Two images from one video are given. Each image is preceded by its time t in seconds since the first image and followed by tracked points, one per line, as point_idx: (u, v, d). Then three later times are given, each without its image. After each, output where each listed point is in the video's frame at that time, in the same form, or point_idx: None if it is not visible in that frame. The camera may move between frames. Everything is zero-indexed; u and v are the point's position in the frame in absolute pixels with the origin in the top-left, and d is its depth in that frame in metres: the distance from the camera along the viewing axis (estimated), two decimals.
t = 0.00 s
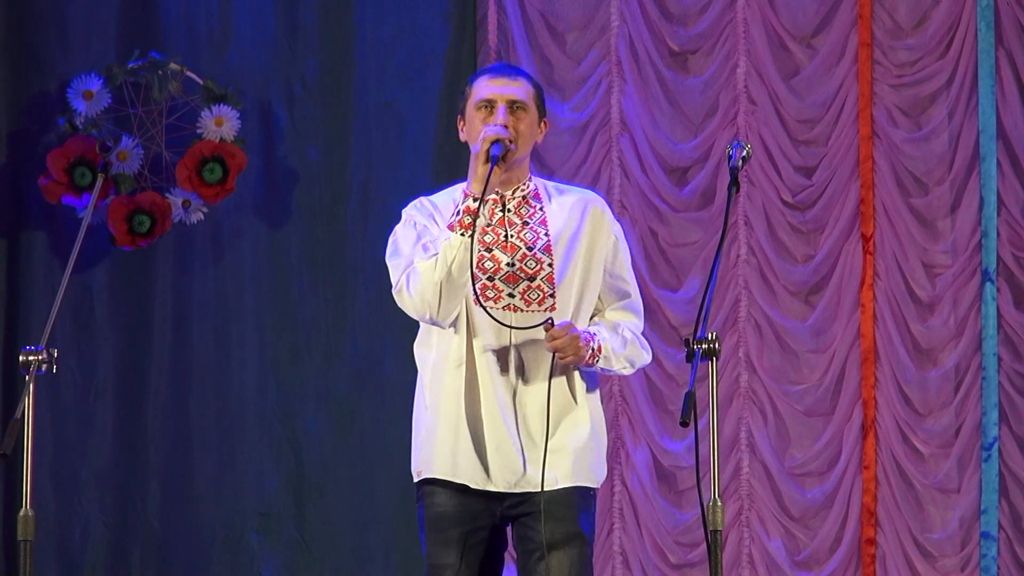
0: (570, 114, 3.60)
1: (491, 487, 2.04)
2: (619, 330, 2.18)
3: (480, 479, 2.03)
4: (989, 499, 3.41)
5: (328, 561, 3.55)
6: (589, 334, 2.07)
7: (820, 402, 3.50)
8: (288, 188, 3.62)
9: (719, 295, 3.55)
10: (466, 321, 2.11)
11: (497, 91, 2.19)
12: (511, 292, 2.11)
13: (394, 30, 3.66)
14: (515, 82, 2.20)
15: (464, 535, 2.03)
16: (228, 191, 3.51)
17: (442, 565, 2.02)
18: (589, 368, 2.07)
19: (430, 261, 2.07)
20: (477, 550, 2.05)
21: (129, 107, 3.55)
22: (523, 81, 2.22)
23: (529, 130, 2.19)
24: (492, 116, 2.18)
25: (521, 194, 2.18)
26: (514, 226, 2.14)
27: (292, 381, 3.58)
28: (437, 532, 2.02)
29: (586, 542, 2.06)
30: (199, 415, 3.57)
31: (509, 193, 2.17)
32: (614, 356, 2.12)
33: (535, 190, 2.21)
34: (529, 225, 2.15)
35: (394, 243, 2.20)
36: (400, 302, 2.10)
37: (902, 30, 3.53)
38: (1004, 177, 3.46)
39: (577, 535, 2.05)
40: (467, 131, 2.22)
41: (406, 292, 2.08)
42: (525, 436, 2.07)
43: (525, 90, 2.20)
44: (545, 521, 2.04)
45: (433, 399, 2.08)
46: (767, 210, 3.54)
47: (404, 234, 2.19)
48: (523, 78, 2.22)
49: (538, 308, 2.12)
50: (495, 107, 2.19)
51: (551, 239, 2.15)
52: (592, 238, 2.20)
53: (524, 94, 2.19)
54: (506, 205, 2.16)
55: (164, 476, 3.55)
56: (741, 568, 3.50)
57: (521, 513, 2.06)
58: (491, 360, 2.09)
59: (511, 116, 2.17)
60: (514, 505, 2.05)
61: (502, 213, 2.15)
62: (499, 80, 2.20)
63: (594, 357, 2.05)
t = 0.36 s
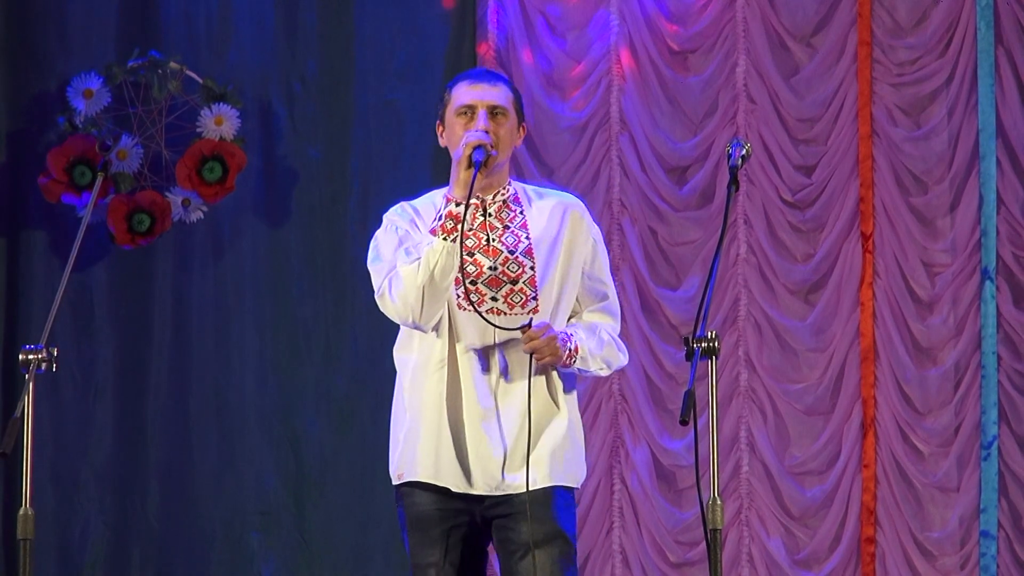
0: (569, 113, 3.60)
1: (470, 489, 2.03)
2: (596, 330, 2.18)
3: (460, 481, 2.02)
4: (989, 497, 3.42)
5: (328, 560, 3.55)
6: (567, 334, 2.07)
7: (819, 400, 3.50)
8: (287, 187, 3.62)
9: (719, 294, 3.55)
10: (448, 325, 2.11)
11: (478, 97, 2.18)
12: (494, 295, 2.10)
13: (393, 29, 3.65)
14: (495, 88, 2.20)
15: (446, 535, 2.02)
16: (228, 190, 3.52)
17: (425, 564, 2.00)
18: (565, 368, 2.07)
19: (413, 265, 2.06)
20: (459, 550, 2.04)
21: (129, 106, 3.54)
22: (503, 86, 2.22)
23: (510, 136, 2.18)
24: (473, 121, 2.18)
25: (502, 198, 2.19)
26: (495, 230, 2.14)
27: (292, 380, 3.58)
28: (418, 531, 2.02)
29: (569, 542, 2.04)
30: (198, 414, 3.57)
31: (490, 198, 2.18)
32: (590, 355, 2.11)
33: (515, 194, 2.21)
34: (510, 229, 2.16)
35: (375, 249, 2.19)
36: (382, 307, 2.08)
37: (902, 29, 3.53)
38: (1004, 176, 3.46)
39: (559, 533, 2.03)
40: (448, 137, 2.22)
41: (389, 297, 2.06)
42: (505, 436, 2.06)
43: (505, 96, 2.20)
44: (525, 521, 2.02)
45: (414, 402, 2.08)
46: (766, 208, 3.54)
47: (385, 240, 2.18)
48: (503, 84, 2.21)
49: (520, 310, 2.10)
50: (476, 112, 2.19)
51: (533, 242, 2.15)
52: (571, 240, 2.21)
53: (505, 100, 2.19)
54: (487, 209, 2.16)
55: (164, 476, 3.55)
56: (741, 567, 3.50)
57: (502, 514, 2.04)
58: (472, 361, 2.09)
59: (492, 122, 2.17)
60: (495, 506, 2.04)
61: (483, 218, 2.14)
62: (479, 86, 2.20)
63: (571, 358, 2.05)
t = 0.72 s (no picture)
0: (570, 111, 3.59)
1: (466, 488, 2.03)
2: (591, 326, 2.16)
3: (456, 482, 2.02)
4: (989, 495, 3.42)
5: (329, 558, 3.55)
6: (559, 333, 2.06)
7: (820, 398, 3.50)
8: (288, 185, 3.62)
9: (720, 292, 3.55)
10: (443, 328, 2.11)
11: (460, 101, 2.15)
12: (490, 295, 2.08)
13: (394, 27, 3.65)
14: (476, 90, 2.16)
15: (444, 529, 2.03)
16: (228, 187, 3.57)
17: (423, 559, 2.01)
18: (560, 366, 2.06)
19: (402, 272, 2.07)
20: (459, 544, 2.05)
21: (129, 103, 3.55)
22: (483, 88, 2.18)
23: (494, 137, 2.15)
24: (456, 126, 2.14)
25: (492, 198, 2.13)
26: (487, 230, 2.09)
27: (292, 378, 3.58)
28: (417, 527, 2.03)
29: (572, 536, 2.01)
30: (199, 412, 3.57)
31: (479, 198, 2.12)
32: (586, 351, 2.10)
33: (505, 193, 2.16)
34: (502, 228, 2.11)
35: (368, 257, 2.19)
36: (376, 313, 2.10)
37: (903, 27, 3.53)
38: (1005, 174, 3.46)
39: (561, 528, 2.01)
40: (434, 143, 2.18)
41: (381, 304, 2.08)
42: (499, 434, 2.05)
43: (486, 97, 2.16)
44: (525, 517, 2.01)
45: (409, 405, 2.09)
46: (768, 206, 3.54)
47: (377, 247, 2.18)
48: (484, 86, 2.18)
49: (517, 309, 2.09)
50: (459, 116, 2.15)
51: (525, 240, 2.11)
52: (563, 237, 2.18)
53: (486, 102, 2.16)
54: (478, 210, 2.11)
55: (164, 474, 3.55)
56: (742, 564, 3.50)
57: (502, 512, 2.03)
58: (467, 361, 2.08)
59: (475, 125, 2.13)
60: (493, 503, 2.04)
61: (474, 219, 2.09)
62: (460, 89, 2.16)
63: (565, 355, 2.05)
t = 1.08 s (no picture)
0: (566, 111, 3.59)
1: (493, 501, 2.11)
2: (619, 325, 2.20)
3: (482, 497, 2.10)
4: (984, 495, 3.43)
5: (325, 558, 3.55)
6: (587, 345, 2.09)
7: (815, 398, 3.50)
8: (284, 185, 3.62)
9: (715, 291, 3.55)
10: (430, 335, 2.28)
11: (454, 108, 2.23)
12: (508, 294, 2.17)
13: (390, 27, 3.65)
14: (470, 93, 2.24)
15: (468, 531, 2.12)
16: (224, 188, 3.50)
17: (445, 559, 2.11)
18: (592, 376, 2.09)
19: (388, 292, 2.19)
20: (482, 544, 2.13)
21: (125, 103, 3.55)
22: (477, 90, 2.25)
23: (493, 137, 2.23)
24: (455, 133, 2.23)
25: (509, 198, 2.26)
26: (505, 229, 2.22)
27: (288, 378, 3.58)
28: (444, 530, 2.13)
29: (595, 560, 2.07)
30: (195, 411, 3.57)
31: (496, 200, 2.26)
32: (617, 355, 2.13)
33: (524, 191, 2.28)
34: (522, 226, 2.23)
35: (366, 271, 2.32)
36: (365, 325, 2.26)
37: (898, 27, 3.52)
38: (1001, 174, 3.47)
39: (584, 551, 2.06)
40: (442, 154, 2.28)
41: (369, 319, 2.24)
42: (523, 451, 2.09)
43: (479, 100, 2.24)
44: (552, 537, 2.07)
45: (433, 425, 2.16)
46: (762, 206, 3.54)
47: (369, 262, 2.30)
48: (478, 87, 2.26)
49: (536, 306, 2.15)
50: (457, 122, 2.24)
51: (544, 238, 2.22)
52: (586, 236, 2.25)
53: (480, 103, 2.23)
54: (496, 211, 2.24)
55: (161, 474, 3.55)
56: (737, 564, 3.51)
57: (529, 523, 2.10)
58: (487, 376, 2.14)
59: (472, 128, 2.22)
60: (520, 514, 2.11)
61: (491, 220, 2.23)
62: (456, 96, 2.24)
63: (597, 366, 2.08)
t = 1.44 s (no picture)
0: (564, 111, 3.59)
1: (521, 498, 2.10)
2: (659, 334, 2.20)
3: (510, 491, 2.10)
4: (982, 496, 3.43)
5: (323, 559, 3.55)
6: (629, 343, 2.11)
7: (813, 400, 3.49)
8: (282, 185, 3.62)
9: (714, 293, 3.54)
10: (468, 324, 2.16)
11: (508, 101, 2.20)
12: (541, 295, 2.16)
13: (388, 27, 3.65)
14: (526, 90, 2.21)
15: (494, 530, 2.11)
16: (222, 189, 3.50)
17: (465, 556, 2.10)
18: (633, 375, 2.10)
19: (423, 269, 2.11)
20: (508, 545, 2.12)
21: (124, 103, 3.54)
22: (536, 88, 2.23)
23: (542, 135, 2.19)
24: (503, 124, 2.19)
25: (552, 196, 2.23)
26: (544, 228, 2.21)
27: (286, 379, 3.58)
28: (468, 527, 2.11)
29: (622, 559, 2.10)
30: (193, 412, 3.57)
31: (540, 198, 2.23)
32: (658, 358, 2.14)
33: (568, 192, 2.26)
34: (560, 227, 2.22)
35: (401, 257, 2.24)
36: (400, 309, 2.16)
37: (897, 28, 3.52)
38: (1000, 175, 3.46)
39: (613, 551, 2.09)
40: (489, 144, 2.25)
41: (404, 299, 2.14)
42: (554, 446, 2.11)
43: (535, 98, 2.20)
44: (581, 534, 2.09)
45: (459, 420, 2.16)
46: (762, 207, 3.53)
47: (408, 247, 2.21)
48: (535, 86, 2.23)
49: (566, 310, 2.15)
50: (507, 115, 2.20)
51: (581, 241, 2.21)
52: (627, 243, 2.23)
53: (535, 101, 2.19)
54: (537, 208, 2.23)
55: (159, 474, 3.55)
56: (735, 565, 3.51)
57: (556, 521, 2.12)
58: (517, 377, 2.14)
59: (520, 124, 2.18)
60: (549, 511, 2.11)
61: (533, 217, 2.22)
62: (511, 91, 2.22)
63: (635, 365, 2.09)
